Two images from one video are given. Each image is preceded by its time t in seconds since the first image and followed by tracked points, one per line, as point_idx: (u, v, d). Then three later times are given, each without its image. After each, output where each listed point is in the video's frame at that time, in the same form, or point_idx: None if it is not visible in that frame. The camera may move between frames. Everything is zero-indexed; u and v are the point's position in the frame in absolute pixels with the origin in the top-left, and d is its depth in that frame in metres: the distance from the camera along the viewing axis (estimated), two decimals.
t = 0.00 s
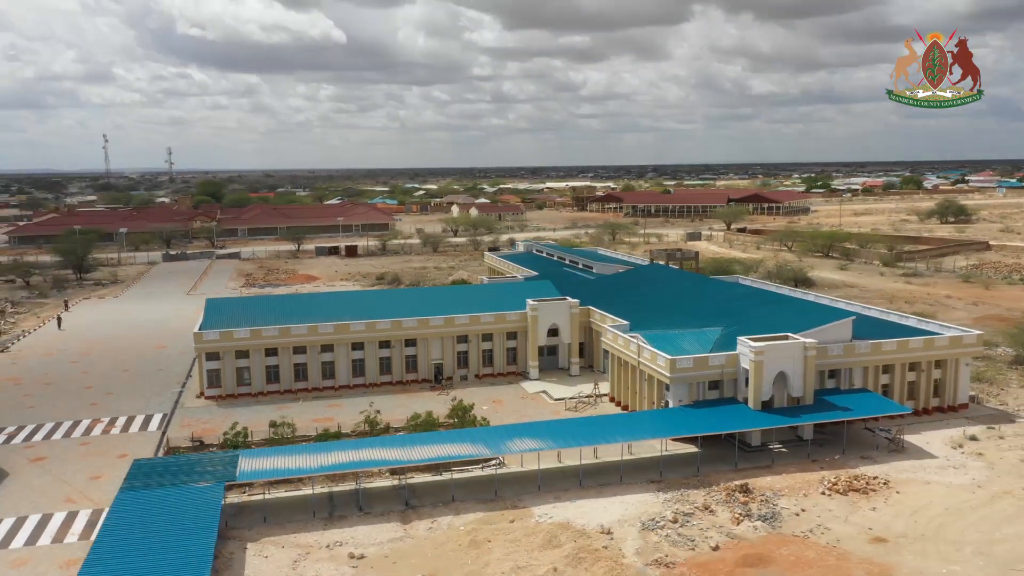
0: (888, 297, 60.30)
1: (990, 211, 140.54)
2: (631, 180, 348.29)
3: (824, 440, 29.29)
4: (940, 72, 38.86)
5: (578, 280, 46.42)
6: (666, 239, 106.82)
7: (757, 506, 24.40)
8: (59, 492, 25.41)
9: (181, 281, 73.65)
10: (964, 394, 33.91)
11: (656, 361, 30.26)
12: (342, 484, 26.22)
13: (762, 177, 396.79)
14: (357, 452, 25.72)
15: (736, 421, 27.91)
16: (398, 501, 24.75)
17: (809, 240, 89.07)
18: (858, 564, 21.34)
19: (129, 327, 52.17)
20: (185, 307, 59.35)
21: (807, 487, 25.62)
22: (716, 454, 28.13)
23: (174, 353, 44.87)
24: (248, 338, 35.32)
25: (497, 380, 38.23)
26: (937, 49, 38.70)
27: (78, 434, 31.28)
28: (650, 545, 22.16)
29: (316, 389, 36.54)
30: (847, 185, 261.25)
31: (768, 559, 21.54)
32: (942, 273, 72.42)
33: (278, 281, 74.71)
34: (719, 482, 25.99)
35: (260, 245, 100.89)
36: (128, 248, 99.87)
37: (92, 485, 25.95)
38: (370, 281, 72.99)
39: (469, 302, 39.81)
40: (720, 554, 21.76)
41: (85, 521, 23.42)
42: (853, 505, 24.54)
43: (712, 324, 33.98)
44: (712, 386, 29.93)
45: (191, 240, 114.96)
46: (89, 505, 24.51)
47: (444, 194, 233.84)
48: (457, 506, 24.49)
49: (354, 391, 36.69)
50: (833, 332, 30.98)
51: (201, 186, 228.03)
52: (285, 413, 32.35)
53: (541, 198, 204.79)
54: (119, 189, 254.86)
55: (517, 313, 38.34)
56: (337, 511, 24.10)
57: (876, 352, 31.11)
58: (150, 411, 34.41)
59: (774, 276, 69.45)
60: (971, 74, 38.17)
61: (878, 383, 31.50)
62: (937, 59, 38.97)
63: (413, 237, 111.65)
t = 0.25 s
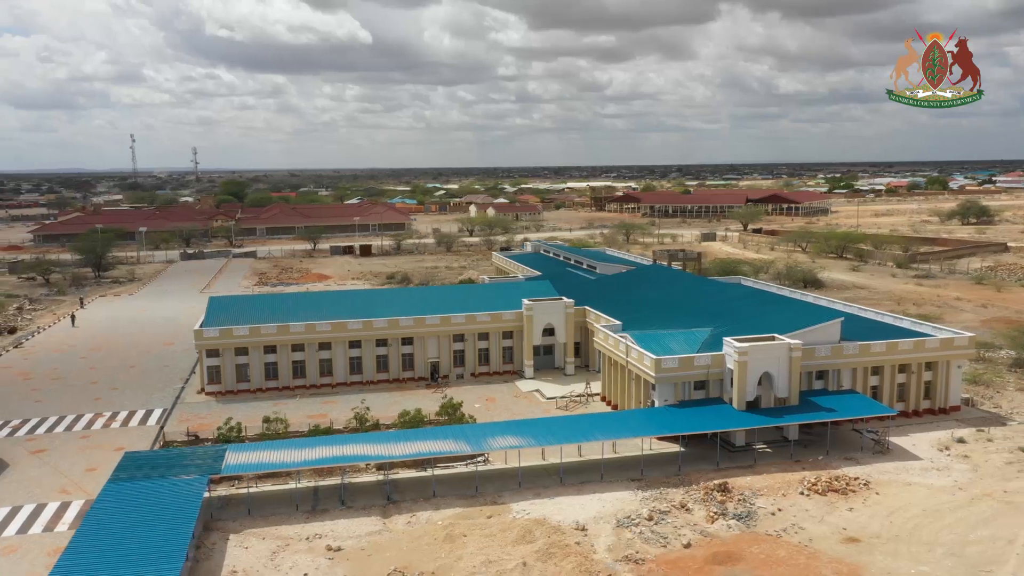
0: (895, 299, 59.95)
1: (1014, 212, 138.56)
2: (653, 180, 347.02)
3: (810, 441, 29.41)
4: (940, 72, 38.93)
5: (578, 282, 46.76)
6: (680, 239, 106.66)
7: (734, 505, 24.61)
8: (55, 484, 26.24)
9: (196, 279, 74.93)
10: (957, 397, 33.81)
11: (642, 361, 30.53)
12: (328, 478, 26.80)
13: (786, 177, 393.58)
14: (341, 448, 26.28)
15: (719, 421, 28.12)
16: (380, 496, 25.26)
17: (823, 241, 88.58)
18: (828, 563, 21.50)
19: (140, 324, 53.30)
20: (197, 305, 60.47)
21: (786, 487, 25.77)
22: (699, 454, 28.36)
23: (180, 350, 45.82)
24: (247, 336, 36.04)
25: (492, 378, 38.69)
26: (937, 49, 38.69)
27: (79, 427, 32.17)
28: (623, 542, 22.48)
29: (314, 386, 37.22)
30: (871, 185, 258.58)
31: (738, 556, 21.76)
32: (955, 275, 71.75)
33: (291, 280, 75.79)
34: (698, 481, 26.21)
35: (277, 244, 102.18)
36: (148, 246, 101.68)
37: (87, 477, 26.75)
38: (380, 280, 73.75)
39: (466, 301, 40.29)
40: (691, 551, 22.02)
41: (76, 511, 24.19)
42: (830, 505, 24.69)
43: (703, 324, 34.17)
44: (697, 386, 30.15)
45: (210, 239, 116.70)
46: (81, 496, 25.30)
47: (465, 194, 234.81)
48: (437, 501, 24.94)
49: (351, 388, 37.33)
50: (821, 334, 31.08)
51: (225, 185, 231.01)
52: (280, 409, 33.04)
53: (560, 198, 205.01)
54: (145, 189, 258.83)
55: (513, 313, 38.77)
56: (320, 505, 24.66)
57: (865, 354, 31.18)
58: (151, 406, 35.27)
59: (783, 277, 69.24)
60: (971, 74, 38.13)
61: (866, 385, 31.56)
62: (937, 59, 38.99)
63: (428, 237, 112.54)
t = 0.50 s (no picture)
0: (904, 301, 59.50)
1: None
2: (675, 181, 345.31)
3: (795, 441, 29.52)
4: (939, 72, 39.14)
5: (579, 282, 47.06)
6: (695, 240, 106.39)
7: (712, 503, 24.84)
8: (52, 475, 27.11)
9: (210, 278, 76.17)
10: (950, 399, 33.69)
11: (630, 360, 30.79)
12: (315, 473, 27.43)
13: (810, 177, 389.89)
14: (327, 444, 26.89)
15: (703, 420, 28.35)
16: (363, 490, 25.81)
17: (837, 241, 87.99)
18: (798, 561, 21.67)
19: (151, 321, 54.46)
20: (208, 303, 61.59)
21: (766, 486, 25.95)
22: (683, 453, 28.60)
23: (187, 347, 46.82)
24: (247, 333, 36.78)
25: (489, 376, 39.15)
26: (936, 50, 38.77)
27: (82, 421, 33.12)
28: (597, 538, 22.81)
29: (313, 383, 37.90)
30: (896, 185, 255.56)
31: (708, 553, 22.00)
32: (969, 276, 70.98)
33: (304, 278, 76.82)
34: (679, 480, 26.46)
35: (294, 243, 103.40)
36: (168, 245, 103.40)
37: (83, 469, 27.58)
38: (391, 279, 74.47)
39: (465, 300, 40.76)
40: (662, 548, 22.30)
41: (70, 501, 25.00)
42: (807, 504, 24.84)
43: (694, 324, 34.36)
44: (684, 386, 30.37)
45: (230, 238, 118.38)
46: (76, 487, 26.12)
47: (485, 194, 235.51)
48: (419, 496, 25.43)
49: (349, 385, 37.96)
50: (809, 334, 31.17)
51: (248, 185, 233.80)
52: (276, 404, 33.72)
53: (579, 198, 204.98)
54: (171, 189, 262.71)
55: (509, 312, 39.19)
56: (304, 498, 25.26)
57: (853, 355, 31.21)
58: (153, 401, 36.16)
59: (792, 278, 68.97)
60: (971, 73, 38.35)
61: (856, 386, 31.57)
62: (937, 59, 39.17)
63: (444, 236, 113.28)
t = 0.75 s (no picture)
0: (914, 301, 59.06)
1: None
2: (699, 181, 343.48)
3: (782, 441, 29.64)
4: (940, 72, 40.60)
5: (582, 282, 47.37)
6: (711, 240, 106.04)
7: (691, 501, 25.09)
8: (52, 466, 28.00)
9: (227, 276, 77.45)
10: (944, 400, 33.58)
11: (618, 359, 31.05)
12: (304, 468, 28.07)
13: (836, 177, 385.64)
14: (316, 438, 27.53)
15: (688, 419, 28.58)
16: (349, 485, 26.36)
17: (853, 242, 87.32)
18: (770, 559, 21.87)
19: (164, 318, 55.61)
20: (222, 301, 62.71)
21: (747, 486, 26.15)
22: (668, 451, 28.85)
23: (196, 344, 47.80)
24: (248, 331, 37.56)
25: (486, 375, 39.61)
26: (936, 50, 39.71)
27: (86, 414, 34.07)
28: (573, 534, 23.16)
29: (313, 379, 38.60)
30: (923, 184, 252.11)
31: (681, 550, 22.26)
32: (985, 277, 70.15)
33: (318, 277, 77.81)
34: (661, 478, 26.72)
35: (312, 242, 104.63)
36: (189, 244, 105.10)
37: (82, 461, 28.44)
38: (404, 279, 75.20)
39: (464, 299, 41.22)
40: (637, 544, 22.60)
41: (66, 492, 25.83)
42: (787, 504, 25.01)
43: (687, 324, 34.55)
44: (672, 385, 30.57)
45: (250, 237, 119.99)
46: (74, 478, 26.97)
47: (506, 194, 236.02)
48: (403, 491, 25.93)
49: (348, 382, 38.62)
50: (799, 335, 31.24)
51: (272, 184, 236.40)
52: (274, 400, 34.44)
53: (600, 197, 204.76)
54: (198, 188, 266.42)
55: (507, 311, 39.61)
56: (291, 492, 25.86)
57: (844, 355, 31.22)
58: (157, 395, 37.07)
59: (803, 278, 68.69)
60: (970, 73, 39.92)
61: (846, 387, 31.59)
62: (937, 59, 40.59)
63: (460, 235, 113.94)
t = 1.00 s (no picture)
0: (926, 303, 58.55)
1: None
2: (725, 181, 341.20)
3: (770, 441, 29.73)
4: (941, 71, 42.65)
5: (586, 282, 47.63)
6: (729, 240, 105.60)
7: (672, 499, 25.32)
8: (54, 458, 28.93)
9: (245, 274, 78.79)
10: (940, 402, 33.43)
11: (608, 359, 31.30)
12: (297, 462, 28.77)
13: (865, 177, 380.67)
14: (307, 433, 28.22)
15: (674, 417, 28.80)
16: (338, 479, 26.95)
17: (871, 243, 86.58)
18: (744, 557, 22.05)
19: (180, 315, 56.79)
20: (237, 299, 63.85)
21: (730, 485, 26.32)
22: (656, 451, 29.07)
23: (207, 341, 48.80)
24: (253, 328, 38.38)
25: (486, 373, 40.07)
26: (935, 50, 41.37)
27: (94, 407, 35.06)
28: (552, 530, 23.49)
29: (316, 376, 39.30)
30: (953, 185, 248.20)
31: (656, 547, 22.51)
32: (1003, 279, 69.23)
33: (334, 277, 78.81)
34: (645, 476, 26.99)
35: (331, 241, 105.93)
36: (211, 243, 106.85)
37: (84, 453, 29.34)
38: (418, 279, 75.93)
39: (466, 297, 41.70)
40: (613, 540, 22.93)
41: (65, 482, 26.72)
42: (768, 503, 25.13)
43: (682, 324, 34.71)
44: (661, 385, 30.78)
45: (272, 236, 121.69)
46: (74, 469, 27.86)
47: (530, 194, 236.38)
48: (390, 485, 26.44)
49: (350, 379, 39.28)
50: (791, 335, 31.29)
51: (298, 184, 239.01)
52: (274, 395, 35.17)
53: (622, 198, 204.35)
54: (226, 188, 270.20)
55: (507, 310, 40.05)
56: (281, 485, 26.49)
57: (836, 356, 31.23)
58: (164, 390, 38.04)
59: (816, 279, 68.33)
60: (970, 73, 42.10)
61: (838, 388, 31.59)
62: (937, 59, 42.61)
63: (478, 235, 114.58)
